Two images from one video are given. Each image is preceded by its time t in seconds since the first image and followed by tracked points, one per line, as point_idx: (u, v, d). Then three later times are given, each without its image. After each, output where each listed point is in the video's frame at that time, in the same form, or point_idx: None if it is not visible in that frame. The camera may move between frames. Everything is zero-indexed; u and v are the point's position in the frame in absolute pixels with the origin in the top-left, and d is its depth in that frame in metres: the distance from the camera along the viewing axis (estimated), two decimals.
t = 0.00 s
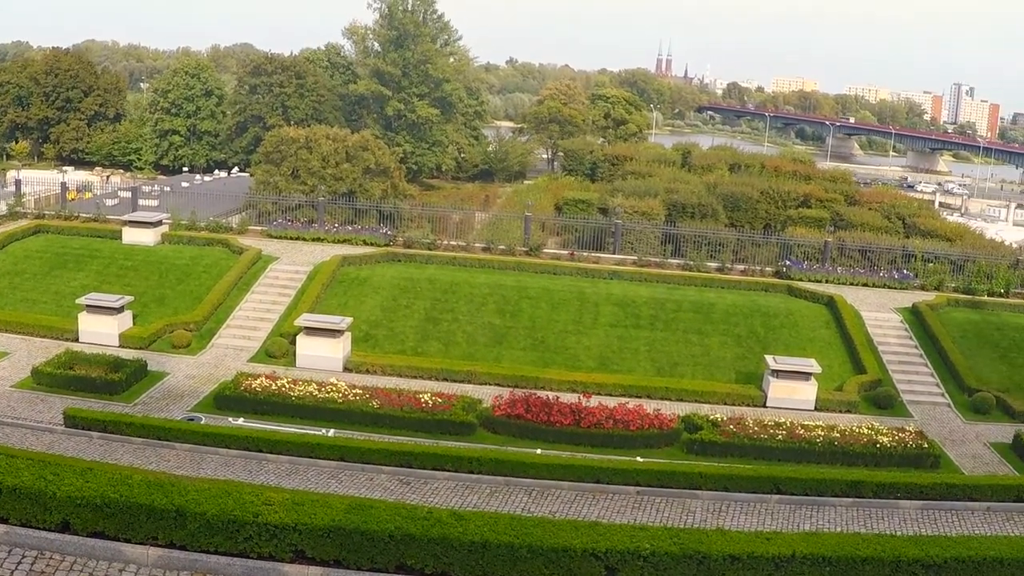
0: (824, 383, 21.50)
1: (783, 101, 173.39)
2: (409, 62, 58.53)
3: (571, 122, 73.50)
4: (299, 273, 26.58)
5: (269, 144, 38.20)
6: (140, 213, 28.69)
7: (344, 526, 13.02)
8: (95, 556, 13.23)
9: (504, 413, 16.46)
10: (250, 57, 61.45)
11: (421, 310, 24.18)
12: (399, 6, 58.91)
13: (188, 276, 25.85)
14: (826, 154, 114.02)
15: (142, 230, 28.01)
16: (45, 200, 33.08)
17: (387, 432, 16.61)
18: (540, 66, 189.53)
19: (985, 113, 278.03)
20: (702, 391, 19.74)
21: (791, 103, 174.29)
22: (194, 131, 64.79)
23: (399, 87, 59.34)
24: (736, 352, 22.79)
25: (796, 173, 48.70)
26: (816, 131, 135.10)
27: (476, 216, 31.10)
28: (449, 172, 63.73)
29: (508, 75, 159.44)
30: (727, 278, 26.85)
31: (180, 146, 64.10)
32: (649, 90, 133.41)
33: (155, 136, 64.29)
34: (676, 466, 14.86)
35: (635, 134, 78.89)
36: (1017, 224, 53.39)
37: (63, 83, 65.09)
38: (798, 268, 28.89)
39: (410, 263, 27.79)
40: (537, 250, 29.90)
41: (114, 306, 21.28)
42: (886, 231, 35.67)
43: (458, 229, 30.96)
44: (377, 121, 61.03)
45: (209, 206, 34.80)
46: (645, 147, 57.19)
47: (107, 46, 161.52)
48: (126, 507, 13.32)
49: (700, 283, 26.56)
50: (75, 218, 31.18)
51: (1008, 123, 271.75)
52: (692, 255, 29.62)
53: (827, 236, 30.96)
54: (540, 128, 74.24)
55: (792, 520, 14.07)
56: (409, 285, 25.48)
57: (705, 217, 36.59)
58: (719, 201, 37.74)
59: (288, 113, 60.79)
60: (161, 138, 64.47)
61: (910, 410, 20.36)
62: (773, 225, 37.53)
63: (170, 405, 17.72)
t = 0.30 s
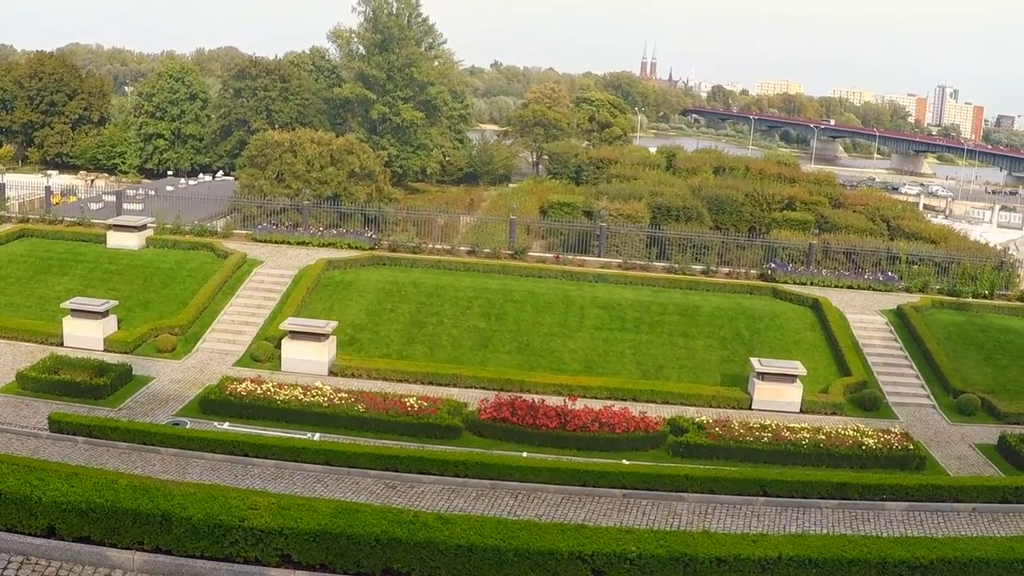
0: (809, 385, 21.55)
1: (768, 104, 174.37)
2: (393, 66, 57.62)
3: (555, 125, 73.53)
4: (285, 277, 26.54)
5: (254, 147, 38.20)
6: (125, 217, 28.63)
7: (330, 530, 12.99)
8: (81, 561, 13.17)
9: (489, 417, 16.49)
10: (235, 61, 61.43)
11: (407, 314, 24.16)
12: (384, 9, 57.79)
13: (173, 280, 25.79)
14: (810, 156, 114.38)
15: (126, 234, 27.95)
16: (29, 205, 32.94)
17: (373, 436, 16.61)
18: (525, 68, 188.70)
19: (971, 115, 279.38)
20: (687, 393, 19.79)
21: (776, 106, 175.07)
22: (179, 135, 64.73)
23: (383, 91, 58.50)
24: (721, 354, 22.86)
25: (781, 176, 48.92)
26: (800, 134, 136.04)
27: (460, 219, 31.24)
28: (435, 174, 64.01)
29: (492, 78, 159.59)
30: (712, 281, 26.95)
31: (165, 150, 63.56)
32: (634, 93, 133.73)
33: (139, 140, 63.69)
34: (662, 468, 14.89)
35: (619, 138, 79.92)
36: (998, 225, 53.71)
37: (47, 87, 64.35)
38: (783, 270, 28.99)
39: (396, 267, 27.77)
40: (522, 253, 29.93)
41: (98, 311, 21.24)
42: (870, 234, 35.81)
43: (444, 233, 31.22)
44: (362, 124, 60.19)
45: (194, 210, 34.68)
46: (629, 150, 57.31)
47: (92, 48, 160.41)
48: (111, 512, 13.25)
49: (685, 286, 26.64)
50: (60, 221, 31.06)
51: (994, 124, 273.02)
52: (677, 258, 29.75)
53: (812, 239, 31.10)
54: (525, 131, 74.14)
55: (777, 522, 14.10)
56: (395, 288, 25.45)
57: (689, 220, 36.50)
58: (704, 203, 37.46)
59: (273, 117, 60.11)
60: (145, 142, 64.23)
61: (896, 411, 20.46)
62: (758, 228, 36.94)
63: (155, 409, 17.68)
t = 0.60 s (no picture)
0: (799, 389, 21.58)
1: (756, 108, 175.36)
2: (382, 71, 57.48)
3: (544, 129, 73.65)
4: (274, 283, 26.51)
5: (242, 153, 38.14)
6: (114, 223, 28.58)
7: (320, 536, 12.93)
8: (71, 569, 13.13)
9: (479, 422, 16.54)
10: (225, 66, 61.42)
11: (396, 319, 24.15)
12: (373, 14, 57.65)
13: (162, 286, 25.74)
14: (799, 160, 114.58)
15: (115, 240, 27.91)
16: (17, 212, 32.85)
17: (363, 441, 16.62)
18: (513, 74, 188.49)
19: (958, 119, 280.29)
20: (677, 397, 19.83)
21: (765, 110, 175.86)
22: (167, 140, 64.52)
23: (372, 96, 58.30)
24: (710, 358, 22.89)
25: (770, 179, 49.09)
26: (789, 138, 136.87)
27: (450, 224, 31.13)
28: (424, 180, 64.07)
29: (481, 83, 160.00)
30: (701, 285, 27.01)
31: (154, 156, 63.76)
32: (622, 98, 134.56)
33: (128, 145, 63.79)
34: (652, 472, 14.90)
35: (607, 142, 80.73)
36: (986, 228, 53.86)
37: (36, 92, 63.83)
38: (772, 274, 29.09)
39: (385, 272, 27.75)
40: (511, 258, 29.96)
41: (88, 317, 21.21)
42: (859, 237, 35.91)
43: (433, 238, 31.09)
44: (350, 130, 59.92)
45: (183, 216, 34.64)
46: (618, 154, 57.46)
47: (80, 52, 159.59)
48: (101, 518, 13.19)
49: (675, 290, 26.68)
50: (48, 228, 30.97)
51: (984, 127, 274.05)
52: (667, 263, 29.85)
53: (801, 242, 31.23)
54: (514, 136, 74.13)
55: (768, 525, 14.12)
56: (384, 294, 25.44)
57: (677, 224, 36.17)
58: (693, 207, 37.57)
59: (261, 123, 60.16)
60: (134, 147, 64.00)
61: (886, 415, 20.52)
62: (747, 231, 37.50)
63: (145, 415, 17.66)
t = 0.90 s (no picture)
0: (785, 393, 21.64)
1: (742, 113, 176.02)
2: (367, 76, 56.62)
3: (530, 135, 73.80)
4: (260, 288, 26.48)
5: (228, 158, 38.03)
6: (99, 229, 28.51)
7: (307, 542, 12.89)
8: None
9: (466, 427, 16.58)
10: (210, 72, 61.61)
11: (382, 325, 24.14)
12: (358, 20, 56.97)
13: (148, 292, 25.68)
14: (785, 164, 114.88)
15: (101, 246, 27.87)
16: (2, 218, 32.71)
17: (350, 447, 16.63)
18: (498, 79, 188.40)
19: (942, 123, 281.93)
20: (663, 402, 19.90)
21: (750, 115, 176.47)
22: (153, 146, 64.20)
23: (358, 101, 57.47)
24: (696, 363, 22.94)
25: (755, 184, 49.23)
26: (775, 142, 137.48)
27: (435, 230, 31.14)
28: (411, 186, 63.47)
29: (466, 89, 159.91)
30: (687, 290, 27.07)
31: (140, 162, 63.30)
32: (608, 103, 134.66)
33: (113, 151, 63.36)
34: (639, 477, 14.93)
35: (593, 147, 80.94)
36: (969, 232, 54.20)
37: (21, 98, 63.64)
38: (757, 279, 29.19)
39: (371, 277, 27.74)
40: (497, 263, 30.00)
41: (74, 323, 21.16)
42: (845, 241, 36.09)
43: (419, 243, 31.11)
44: (336, 135, 59.10)
45: (168, 222, 34.55)
46: (604, 160, 57.57)
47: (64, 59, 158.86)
48: (87, 525, 13.13)
49: (661, 294, 26.74)
50: (33, 234, 30.85)
51: (970, 130, 275.56)
52: (652, 268, 29.95)
53: (787, 247, 31.39)
54: (500, 141, 74.16)
55: (754, 529, 14.15)
56: (371, 299, 25.44)
57: (664, 229, 36.53)
58: (679, 212, 37.77)
59: (247, 129, 60.35)
60: (119, 153, 63.65)
61: (872, 418, 20.62)
62: (732, 236, 37.72)
63: (130, 422, 17.62)
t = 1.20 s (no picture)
0: (775, 397, 21.68)
1: (731, 116, 176.58)
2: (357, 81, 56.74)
3: (519, 140, 73.91)
4: (250, 294, 26.46)
5: (217, 164, 38.00)
6: (89, 234, 28.47)
7: (297, 548, 12.84)
8: None
9: (456, 432, 16.61)
10: (199, 77, 61.44)
11: (372, 330, 24.12)
12: (348, 24, 56.51)
13: (137, 297, 25.65)
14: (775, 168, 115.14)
15: (90, 251, 27.83)
16: None
17: (340, 452, 16.63)
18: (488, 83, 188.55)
19: (932, 126, 282.76)
20: (653, 406, 19.94)
21: (741, 119, 176.90)
22: (142, 151, 64.08)
23: (347, 106, 57.40)
24: (686, 367, 22.98)
25: (745, 188, 49.39)
26: (763, 146, 138.20)
27: (425, 235, 31.24)
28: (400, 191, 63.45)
29: (455, 93, 159.99)
30: (677, 294, 27.11)
31: (129, 166, 63.23)
32: (597, 108, 135.11)
33: (103, 156, 63.24)
34: (629, 482, 14.94)
35: (583, 152, 81.09)
36: (958, 235, 54.29)
37: (9, 102, 63.36)
38: (747, 283, 29.25)
39: (361, 283, 27.73)
40: (487, 268, 30.00)
41: (63, 328, 21.14)
42: (835, 245, 36.21)
43: (409, 248, 31.18)
44: (325, 141, 58.39)
45: (158, 227, 34.52)
46: (594, 164, 57.72)
47: (54, 61, 158.29)
48: (77, 531, 13.07)
49: (651, 299, 26.78)
50: (22, 240, 30.80)
51: (959, 134, 276.92)
52: (642, 273, 30.02)
53: (776, 251, 31.50)
54: (489, 146, 74.29)
55: (745, 534, 14.15)
56: (360, 304, 25.43)
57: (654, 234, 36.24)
58: (669, 217, 37.93)
59: (237, 133, 60.14)
60: (109, 158, 63.51)
61: (862, 422, 20.68)
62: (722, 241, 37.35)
63: (119, 428, 17.61)
